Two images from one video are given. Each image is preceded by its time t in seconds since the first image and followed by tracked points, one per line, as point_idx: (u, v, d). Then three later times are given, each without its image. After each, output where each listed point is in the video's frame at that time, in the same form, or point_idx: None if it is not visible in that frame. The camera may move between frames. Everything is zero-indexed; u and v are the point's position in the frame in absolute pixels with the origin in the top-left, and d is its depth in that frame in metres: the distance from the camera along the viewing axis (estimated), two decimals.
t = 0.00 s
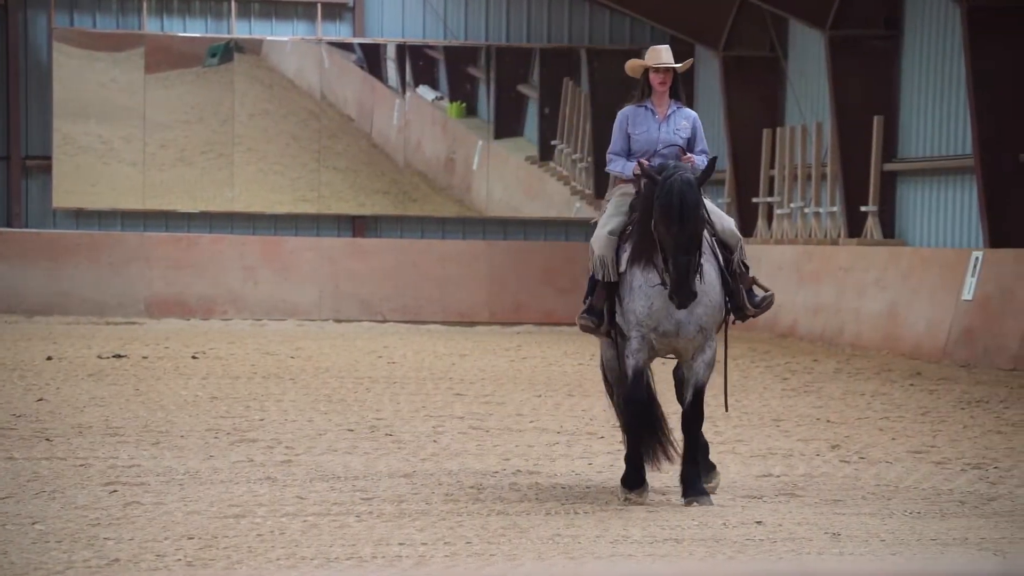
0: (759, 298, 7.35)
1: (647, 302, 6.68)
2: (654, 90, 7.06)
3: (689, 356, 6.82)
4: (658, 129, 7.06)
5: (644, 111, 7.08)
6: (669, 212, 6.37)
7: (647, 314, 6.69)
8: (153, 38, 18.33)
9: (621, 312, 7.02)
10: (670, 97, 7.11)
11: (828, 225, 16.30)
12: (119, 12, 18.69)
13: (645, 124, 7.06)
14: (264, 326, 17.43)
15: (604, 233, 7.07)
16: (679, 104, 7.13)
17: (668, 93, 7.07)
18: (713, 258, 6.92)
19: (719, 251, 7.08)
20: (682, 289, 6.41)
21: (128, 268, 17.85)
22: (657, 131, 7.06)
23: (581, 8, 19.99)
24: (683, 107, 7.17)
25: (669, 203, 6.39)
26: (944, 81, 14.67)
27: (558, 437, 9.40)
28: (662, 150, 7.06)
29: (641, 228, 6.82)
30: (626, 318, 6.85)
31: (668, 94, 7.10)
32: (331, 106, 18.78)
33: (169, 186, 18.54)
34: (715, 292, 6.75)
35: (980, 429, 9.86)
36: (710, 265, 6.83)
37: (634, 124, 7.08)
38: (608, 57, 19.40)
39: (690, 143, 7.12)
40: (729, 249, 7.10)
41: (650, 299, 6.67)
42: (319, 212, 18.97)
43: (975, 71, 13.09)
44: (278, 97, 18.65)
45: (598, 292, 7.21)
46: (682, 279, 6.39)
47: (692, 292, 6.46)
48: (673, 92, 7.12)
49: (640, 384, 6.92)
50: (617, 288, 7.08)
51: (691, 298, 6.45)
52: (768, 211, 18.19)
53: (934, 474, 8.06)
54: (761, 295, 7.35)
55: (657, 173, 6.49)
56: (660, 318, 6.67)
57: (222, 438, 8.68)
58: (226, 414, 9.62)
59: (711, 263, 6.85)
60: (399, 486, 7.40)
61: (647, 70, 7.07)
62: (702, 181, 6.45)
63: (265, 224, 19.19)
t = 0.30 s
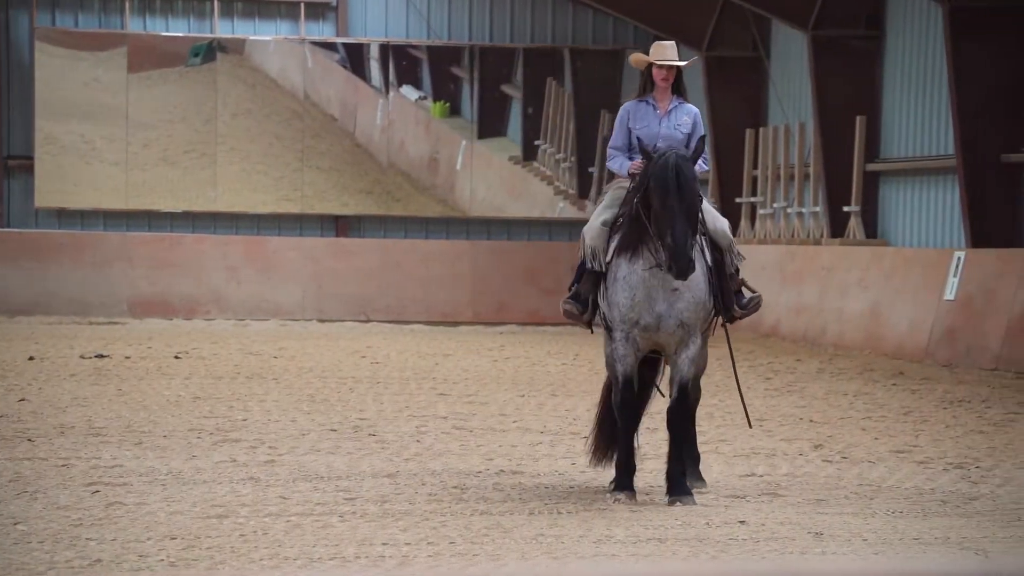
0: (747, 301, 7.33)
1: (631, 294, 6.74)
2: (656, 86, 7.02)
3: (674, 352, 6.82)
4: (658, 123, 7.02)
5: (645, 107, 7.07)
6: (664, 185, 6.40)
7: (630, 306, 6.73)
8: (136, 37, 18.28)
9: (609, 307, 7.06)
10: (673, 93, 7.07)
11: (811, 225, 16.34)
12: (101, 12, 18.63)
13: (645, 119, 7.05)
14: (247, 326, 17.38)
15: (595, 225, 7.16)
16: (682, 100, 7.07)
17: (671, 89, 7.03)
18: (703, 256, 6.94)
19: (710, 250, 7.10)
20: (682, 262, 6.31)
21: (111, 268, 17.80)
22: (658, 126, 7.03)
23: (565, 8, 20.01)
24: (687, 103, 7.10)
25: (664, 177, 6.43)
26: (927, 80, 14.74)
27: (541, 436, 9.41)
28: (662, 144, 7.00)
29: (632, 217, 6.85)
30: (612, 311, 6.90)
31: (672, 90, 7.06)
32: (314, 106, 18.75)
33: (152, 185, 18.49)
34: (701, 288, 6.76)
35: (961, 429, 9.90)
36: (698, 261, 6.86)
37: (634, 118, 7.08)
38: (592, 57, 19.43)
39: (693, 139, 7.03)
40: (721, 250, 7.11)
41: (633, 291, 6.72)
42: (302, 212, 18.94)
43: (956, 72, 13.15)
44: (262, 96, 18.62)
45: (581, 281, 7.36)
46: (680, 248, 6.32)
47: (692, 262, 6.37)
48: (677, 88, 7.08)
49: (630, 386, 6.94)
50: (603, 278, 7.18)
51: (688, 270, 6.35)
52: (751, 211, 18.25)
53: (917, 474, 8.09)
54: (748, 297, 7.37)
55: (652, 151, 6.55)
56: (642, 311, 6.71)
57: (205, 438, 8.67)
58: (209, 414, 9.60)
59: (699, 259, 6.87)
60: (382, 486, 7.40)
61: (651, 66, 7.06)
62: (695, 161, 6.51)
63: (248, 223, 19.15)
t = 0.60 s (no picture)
0: (739, 306, 7.29)
1: (625, 292, 6.74)
2: (658, 86, 7.03)
3: (669, 351, 6.83)
4: (661, 122, 7.03)
5: (648, 108, 7.08)
6: (663, 179, 6.36)
7: (626, 306, 6.74)
8: (130, 37, 18.26)
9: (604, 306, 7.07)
10: (676, 92, 7.07)
11: (805, 224, 16.37)
12: (95, 11, 18.62)
13: (648, 119, 7.06)
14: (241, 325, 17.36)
15: (592, 223, 7.18)
16: (686, 98, 7.07)
17: (673, 88, 7.04)
18: (698, 256, 6.95)
19: (705, 252, 7.11)
20: (678, 255, 6.27)
21: (106, 267, 17.78)
22: (661, 125, 7.04)
23: (559, 7, 20.00)
24: (690, 102, 7.11)
25: (660, 171, 6.39)
26: (922, 80, 14.75)
27: (536, 436, 9.39)
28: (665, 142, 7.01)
29: (629, 214, 6.84)
30: (608, 310, 6.90)
31: (674, 90, 7.07)
32: (308, 106, 18.77)
33: (145, 184, 18.47)
34: (696, 288, 6.76)
35: (956, 429, 9.90)
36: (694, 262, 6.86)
37: (637, 119, 7.09)
38: (586, 57, 19.43)
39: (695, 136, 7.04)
40: (717, 252, 7.12)
41: (627, 289, 6.73)
42: (297, 211, 18.92)
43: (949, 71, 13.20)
44: (256, 96, 18.62)
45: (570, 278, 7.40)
46: (677, 241, 6.29)
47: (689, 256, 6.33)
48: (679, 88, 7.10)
49: (625, 385, 6.95)
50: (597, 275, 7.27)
51: (687, 262, 6.30)
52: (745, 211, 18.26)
53: (911, 474, 8.10)
54: (740, 304, 7.31)
55: (651, 145, 6.52)
56: (637, 311, 6.71)
57: (199, 438, 8.65)
58: (203, 415, 9.58)
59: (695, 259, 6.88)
60: (377, 486, 7.39)
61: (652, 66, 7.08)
62: (694, 155, 6.47)
63: (242, 223, 19.13)
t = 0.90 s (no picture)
0: (744, 305, 7.27)
1: (626, 292, 6.75)
2: (664, 89, 7.03)
3: (670, 351, 6.83)
4: (666, 123, 7.02)
5: (654, 111, 7.07)
6: (667, 177, 6.36)
7: (626, 305, 6.74)
8: (130, 37, 18.26)
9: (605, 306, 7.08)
10: (682, 95, 7.07)
11: (805, 224, 16.37)
12: (95, 11, 18.62)
13: (653, 120, 7.05)
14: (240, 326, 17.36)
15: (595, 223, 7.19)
16: (692, 101, 7.06)
17: (679, 91, 7.04)
18: (701, 256, 6.96)
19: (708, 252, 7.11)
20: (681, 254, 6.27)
21: (106, 267, 17.78)
22: (666, 126, 7.02)
23: (559, 8, 19.99)
24: (697, 105, 7.09)
25: (665, 169, 6.39)
26: (922, 80, 14.75)
27: (536, 437, 9.40)
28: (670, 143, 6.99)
29: (631, 214, 6.84)
30: (609, 310, 6.91)
31: (679, 93, 7.06)
32: (308, 106, 18.76)
33: (146, 184, 18.47)
34: (697, 288, 6.76)
35: (956, 429, 9.90)
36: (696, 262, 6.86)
37: (642, 121, 7.08)
38: (586, 57, 19.43)
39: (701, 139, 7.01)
40: (720, 252, 7.13)
41: (628, 289, 6.74)
42: (296, 211, 18.91)
43: (950, 71, 13.20)
44: (256, 96, 18.62)
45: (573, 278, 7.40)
46: (679, 240, 6.29)
47: (692, 255, 6.34)
48: (685, 91, 7.09)
49: (626, 385, 6.94)
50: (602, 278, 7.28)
51: (689, 261, 6.29)
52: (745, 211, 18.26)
53: (911, 474, 8.10)
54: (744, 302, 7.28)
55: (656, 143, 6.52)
56: (638, 310, 6.71)
57: (199, 438, 8.65)
58: (203, 415, 9.58)
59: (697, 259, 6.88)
60: (376, 486, 7.39)
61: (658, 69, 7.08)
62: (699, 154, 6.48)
63: (242, 223, 19.12)
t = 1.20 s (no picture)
0: (744, 305, 7.28)
1: (627, 291, 6.75)
2: (667, 90, 7.02)
3: (671, 352, 6.82)
4: (669, 125, 7.02)
5: (656, 112, 7.07)
6: (670, 176, 6.36)
7: (628, 305, 6.74)
8: (129, 37, 18.26)
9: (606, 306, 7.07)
10: (685, 97, 7.07)
11: (804, 224, 16.37)
12: (95, 11, 18.62)
13: (656, 122, 7.05)
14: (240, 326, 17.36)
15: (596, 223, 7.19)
16: (694, 103, 7.06)
17: (682, 92, 7.03)
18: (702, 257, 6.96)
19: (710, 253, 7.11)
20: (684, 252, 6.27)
21: (105, 268, 17.78)
22: (669, 128, 7.02)
23: (559, 8, 19.99)
24: (699, 107, 7.09)
25: (668, 168, 6.40)
26: (922, 80, 14.75)
27: (536, 437, 9.40)
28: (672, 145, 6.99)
29: (632, 214, 6.85)
30: (610, 310, 6.90)
31: (682, 95, 7.06)
32: (308, 106, 18.75)
33: (145, 184, 18.47)
34: (699, 288, 6.76)
35: (956, 429, 9.90)
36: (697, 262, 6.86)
37: (645, 122, 7.08)
38: (585, 57, 19.43)
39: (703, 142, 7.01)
40: (721, 253, 7.13)
41: (629, 288, 6.73)
42: (296, 211, 18.91)
43: (950, 71, 13.20)
44: (255, 96, 18.61)
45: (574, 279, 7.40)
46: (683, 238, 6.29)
47: (695, 254, 6.33)
48: (688, 92, 7.08)
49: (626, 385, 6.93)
50: (602, 278, 7.28)
51: (692, 260, 6.29)
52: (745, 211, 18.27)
53: (911, 474, 8.10)
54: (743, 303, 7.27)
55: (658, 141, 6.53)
56: (640, 310, 6.71)
57: (199, 438, 8.65)
58: (203, 415, 9.58)
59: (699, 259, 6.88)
60: (377, 486, 7.39)
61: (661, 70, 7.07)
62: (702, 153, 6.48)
63: (242, 223, 19.12)
